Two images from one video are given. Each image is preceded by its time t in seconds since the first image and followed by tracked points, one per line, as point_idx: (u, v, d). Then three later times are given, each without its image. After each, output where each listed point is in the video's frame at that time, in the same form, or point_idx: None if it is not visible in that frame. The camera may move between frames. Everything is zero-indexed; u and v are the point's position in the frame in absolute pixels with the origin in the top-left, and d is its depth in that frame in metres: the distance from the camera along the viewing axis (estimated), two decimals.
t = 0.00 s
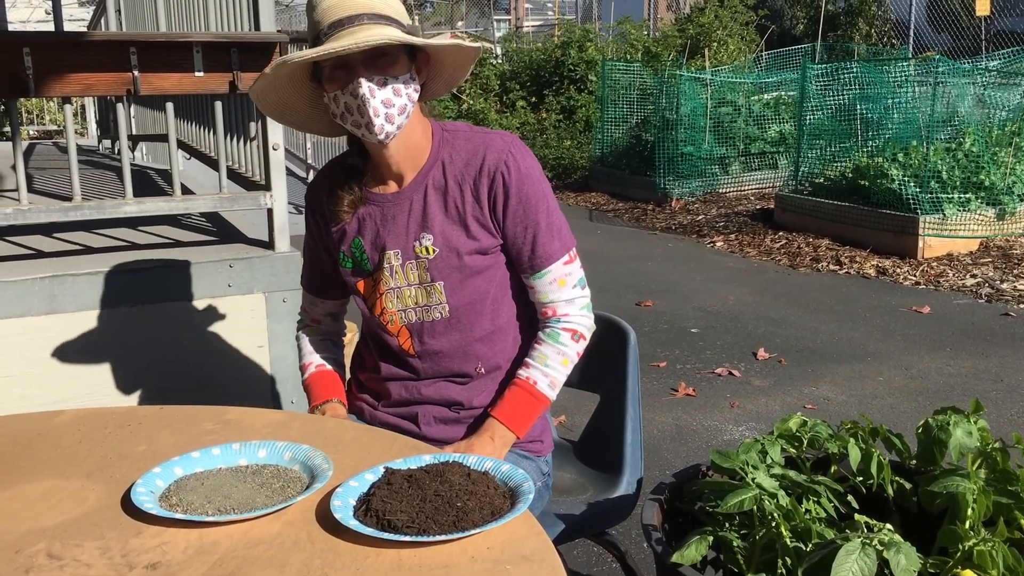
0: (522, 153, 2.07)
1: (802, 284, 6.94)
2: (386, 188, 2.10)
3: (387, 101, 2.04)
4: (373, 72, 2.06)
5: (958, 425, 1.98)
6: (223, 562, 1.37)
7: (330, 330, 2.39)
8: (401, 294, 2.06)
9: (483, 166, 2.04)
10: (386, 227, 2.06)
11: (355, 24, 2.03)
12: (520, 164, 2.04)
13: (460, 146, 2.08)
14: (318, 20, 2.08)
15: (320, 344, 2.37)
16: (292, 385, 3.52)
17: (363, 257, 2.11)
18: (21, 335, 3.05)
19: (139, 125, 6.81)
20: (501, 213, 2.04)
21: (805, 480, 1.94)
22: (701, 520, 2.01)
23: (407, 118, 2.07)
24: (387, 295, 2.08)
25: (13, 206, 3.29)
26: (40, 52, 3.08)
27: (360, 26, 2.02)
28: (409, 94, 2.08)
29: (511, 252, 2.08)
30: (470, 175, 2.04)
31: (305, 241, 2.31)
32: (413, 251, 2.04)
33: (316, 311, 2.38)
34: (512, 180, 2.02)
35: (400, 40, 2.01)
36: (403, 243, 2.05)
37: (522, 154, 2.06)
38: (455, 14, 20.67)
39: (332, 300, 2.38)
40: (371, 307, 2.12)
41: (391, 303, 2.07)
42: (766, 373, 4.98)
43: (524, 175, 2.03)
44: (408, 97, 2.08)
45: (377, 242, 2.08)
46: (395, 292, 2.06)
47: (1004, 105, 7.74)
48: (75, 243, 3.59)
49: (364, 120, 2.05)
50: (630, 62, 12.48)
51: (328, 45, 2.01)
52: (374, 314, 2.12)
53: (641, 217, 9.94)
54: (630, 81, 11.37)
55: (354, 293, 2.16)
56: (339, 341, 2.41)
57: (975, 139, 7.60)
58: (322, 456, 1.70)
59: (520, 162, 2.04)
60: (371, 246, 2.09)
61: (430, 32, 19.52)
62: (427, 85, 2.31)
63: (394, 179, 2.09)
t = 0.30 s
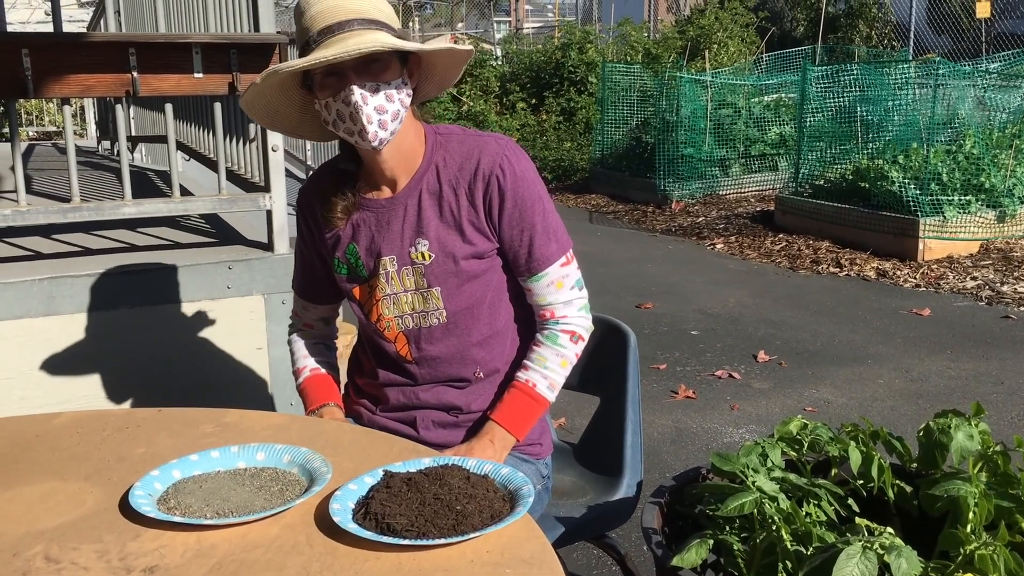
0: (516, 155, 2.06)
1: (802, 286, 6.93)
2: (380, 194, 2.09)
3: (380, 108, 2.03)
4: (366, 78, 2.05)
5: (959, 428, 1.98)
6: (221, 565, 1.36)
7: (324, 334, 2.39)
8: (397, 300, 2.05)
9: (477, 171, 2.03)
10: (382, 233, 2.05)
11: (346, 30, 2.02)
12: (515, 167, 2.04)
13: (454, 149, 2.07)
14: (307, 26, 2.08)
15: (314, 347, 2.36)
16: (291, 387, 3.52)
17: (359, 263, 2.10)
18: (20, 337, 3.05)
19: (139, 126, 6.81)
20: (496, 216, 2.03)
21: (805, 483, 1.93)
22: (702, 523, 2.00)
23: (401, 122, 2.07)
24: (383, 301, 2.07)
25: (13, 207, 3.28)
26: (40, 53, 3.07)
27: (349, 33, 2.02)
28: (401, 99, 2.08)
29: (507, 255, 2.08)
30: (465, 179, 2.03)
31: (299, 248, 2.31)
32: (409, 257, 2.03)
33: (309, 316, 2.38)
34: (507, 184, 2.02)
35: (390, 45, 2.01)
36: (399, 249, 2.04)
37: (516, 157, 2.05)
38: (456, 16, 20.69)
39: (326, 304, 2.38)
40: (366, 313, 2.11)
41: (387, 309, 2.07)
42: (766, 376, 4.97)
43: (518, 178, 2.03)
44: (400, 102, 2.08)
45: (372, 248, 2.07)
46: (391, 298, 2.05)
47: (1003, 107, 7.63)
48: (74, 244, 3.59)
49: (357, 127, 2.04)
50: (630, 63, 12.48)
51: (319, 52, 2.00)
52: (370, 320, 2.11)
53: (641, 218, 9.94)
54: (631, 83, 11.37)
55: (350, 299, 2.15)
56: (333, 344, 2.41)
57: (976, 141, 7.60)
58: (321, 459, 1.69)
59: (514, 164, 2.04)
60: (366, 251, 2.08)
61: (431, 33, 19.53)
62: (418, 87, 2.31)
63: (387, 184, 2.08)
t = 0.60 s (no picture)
0: (518, 156, 2.06)
1: (802, 286, 6.93)
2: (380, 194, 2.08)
3: (382, 107, 2.03)
4: (368, 77, 2.05)
5: (958, 427, 1.98)
6: (221, 563, 1.36)
7: (322, 332, 2.39)
8: (398, 301, 2.05)
9: (479, 171, 2.03)
10: (382, 233, 2.05)
11: (349, 28, 2.02)
12: (516, 168, 2.03)
13: (456, 149, 2.07)
14: (310, 23, 2.07)
15: (313, 345, 2.36)
16: (291, 385, 3.51)
17: (359, 263, 2.10)
18: (20, 336, 3.05)
19: (138, 126, 6.80)
20: (498, 217, 2.03)
21: (805, 482, 1.93)
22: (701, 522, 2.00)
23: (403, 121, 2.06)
24: (384, 301, 2.06)
25: (12, 206, 3.28)
26: (38, 51, 3.07)
27: (352, 31, 2.01)
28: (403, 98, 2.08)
29: (509, 256, 2.07)
30: (466, 179, 2.03)
31: (298, 247, 2.30)
32: (409, 257, 2.03)
33: (309, 314, 2.38)
34: (509, 185, 2.01)
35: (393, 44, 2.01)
36: (399, 249, 2.03)
37: (518, 158, 2.05)
38: (455, 16, 20.69)
39: (325, 303, 2.37)
40: (367, 313, 2.11)
41: (388, 309, 2.06)
42: (766, 375, 4.97)
43: (520, 179, 2.02)
44: (403, 101, 2.07)
45: (373, 248, 2.07)
46: (392, 298, 2.05)
47: (1003, 107, 7.69)
48: (73, 243, 3.59)
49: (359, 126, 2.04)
50: (630, 63, 12.48)
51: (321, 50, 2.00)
52: (371, 320, 2.10)
53: (640, 218, 9.94)
54: (630, 83, 11.37)
55: (350, 299, 2.14)
56: (332, 342, 2.41)
57: (975, 141, 7.59)
58: (320, 458, 1.69)
59: (516, 165, 2.03)
60: (366, 251, 2.08)
61: (430, 33, 19.53)
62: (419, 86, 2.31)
63: (388, 184, 2.08)
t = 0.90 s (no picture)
0: (522, 156, 2.05)
1: (802, 285, 6.93)
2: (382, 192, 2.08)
3: (387, 106, 2.03)
4: (373, 75, 2.05)
5: (958, 426, 1.98)
6: (219, 562, 1.36)
7: (322, 329, 2.38)
8: (399, 300, 2.05)
9: (482, 171, 2.02)
10: (384, 232, 2.05)
11: (353, 26, 2.01)
12: (520, 167, 2.03)
13: (459, 148, 2.06)
14: (314, 20, 2.07)
15: (313, 342, 2.36)
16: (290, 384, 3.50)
17: (361, 262, 2.09)
18: (19, 333, 3.05)
19: (137, 124, 6.79)
20: (500, 217, 2.03)
21: (804, 481, 1.93)
22: (700, 521, 2.00)
23: (407, 120, 2.05)
24: (385, 300, 2.06)
25: (10, 203, 3.27)
26: (38, 49, 3.07)
27: (358, 28, 2.01)
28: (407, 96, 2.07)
29: (511, 256, 2.07)
30: (470, 179, 2.02)
31: (299, 244, 2.30)
32: (411, 257, 2.02)
33: (309, 311, 2.37)
34: (512, 185, 2.01)
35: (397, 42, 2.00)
36: (401, 248, 2.03)
37: (522, 158, 2.04)
38: (455, 14, 20.67)
39: (324, 301, 2.37)
40: (367, 312, 2.10)
41: (389, 309, 2.06)
42: (765, 374, 4.97)
43: (524, 179, 2.02)
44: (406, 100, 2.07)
45: (375, 247, 2.06)
46: (393, 297, 2.05)
47: (1003, 105, 7.70)
48: (72, 241, 3.58)
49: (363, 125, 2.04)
50: (630, 61, 12.47)
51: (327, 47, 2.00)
52: (372, 319, 2.10)
53: (640, 217, 9.93)
54: (630, 81, 11.35)
55: (351, 298, 2.14)
56: (332, 339, 2.40)
57: (975, 139, 7.59)
58: (319, 457, 1.68)
59: (520, 165, 2.03)
60: (368, 250, 2.08)
61: (431, 31, 19.51)
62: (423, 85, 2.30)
63: (390, 183, 2.07)
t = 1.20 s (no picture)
0: (525, 157, 2.04)
1: (802, 283, 6.93)
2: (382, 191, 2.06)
3: (320, 120, 1.96)
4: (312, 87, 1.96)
5: (959, 425, 1.98)
6: (220, 559, 1.36)
7: (323, 325, 2.38)
8: (399, 298, 2.05)
9: (485, 171, 2.01)
10: (385, 230, 2.04)
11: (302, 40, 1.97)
12: (523, 169, 2.01)
13: (462, 148, 2.05)
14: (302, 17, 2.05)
15: (314, 338, 2.36)
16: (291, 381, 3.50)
17: (362, 259, 2.09)
18: (19, 331, 3.04)
19: (138, 121, 6.79)
20: (503, 218, 2.02)
21: (805, 479, 1.93)
22: (700, 519, 2.00)
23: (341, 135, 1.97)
24: (385, 298, 2.06)
25: (11, 200, 3.26)
26: (38, 46, 3.07)
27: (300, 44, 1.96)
28: (346, 111, 1.95)
29: (512, 257, 2.07)
30: (472, 179, 2.01)
31: (299, 237, 2.29)
32: (412, 256, 2.02)
33: (309, 305, 2.37)
34: (515, 186, 2.00)
35: (306, 66, 1.89)
36: (402, 247, 2.03)
37: (525, 159, 2.03)
38: (455, 12, 20.66)
39: (325, 295, 2.36)
40: (367, 309, 2.10)
41: (389, 307, 2.06)
42: (766, 372, 4.97)
43: (527, 180, 2.01)
44: (343, 116, 1.96)
45: (375, 246, 2.06)
46: (393, 296, 2.05)
47: (1004, 104, 7.67)
48: (72, 238, 3.58)
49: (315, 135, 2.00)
50: (631, 59, 12.46)
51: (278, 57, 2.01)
52: (372, 316, 2.10)
53: (640, 215, 9.93)
54: (630, 79, 11.33)
55: (351, 294, 2.14)
56: (333, 335, 2.40)
57: (976, 138, 7.58)
58: (320, 454, 1.68)
59: (523, 167, 2.02)
60: (369, 249, 2.08)
61: (431, 29, 19.50)
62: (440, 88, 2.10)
63: (388, 182, 2.05)
